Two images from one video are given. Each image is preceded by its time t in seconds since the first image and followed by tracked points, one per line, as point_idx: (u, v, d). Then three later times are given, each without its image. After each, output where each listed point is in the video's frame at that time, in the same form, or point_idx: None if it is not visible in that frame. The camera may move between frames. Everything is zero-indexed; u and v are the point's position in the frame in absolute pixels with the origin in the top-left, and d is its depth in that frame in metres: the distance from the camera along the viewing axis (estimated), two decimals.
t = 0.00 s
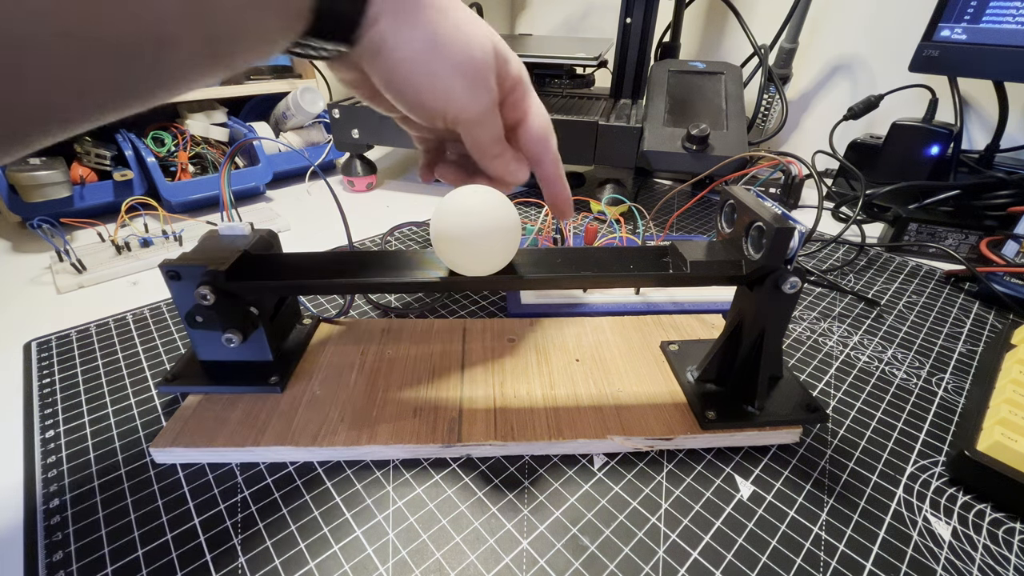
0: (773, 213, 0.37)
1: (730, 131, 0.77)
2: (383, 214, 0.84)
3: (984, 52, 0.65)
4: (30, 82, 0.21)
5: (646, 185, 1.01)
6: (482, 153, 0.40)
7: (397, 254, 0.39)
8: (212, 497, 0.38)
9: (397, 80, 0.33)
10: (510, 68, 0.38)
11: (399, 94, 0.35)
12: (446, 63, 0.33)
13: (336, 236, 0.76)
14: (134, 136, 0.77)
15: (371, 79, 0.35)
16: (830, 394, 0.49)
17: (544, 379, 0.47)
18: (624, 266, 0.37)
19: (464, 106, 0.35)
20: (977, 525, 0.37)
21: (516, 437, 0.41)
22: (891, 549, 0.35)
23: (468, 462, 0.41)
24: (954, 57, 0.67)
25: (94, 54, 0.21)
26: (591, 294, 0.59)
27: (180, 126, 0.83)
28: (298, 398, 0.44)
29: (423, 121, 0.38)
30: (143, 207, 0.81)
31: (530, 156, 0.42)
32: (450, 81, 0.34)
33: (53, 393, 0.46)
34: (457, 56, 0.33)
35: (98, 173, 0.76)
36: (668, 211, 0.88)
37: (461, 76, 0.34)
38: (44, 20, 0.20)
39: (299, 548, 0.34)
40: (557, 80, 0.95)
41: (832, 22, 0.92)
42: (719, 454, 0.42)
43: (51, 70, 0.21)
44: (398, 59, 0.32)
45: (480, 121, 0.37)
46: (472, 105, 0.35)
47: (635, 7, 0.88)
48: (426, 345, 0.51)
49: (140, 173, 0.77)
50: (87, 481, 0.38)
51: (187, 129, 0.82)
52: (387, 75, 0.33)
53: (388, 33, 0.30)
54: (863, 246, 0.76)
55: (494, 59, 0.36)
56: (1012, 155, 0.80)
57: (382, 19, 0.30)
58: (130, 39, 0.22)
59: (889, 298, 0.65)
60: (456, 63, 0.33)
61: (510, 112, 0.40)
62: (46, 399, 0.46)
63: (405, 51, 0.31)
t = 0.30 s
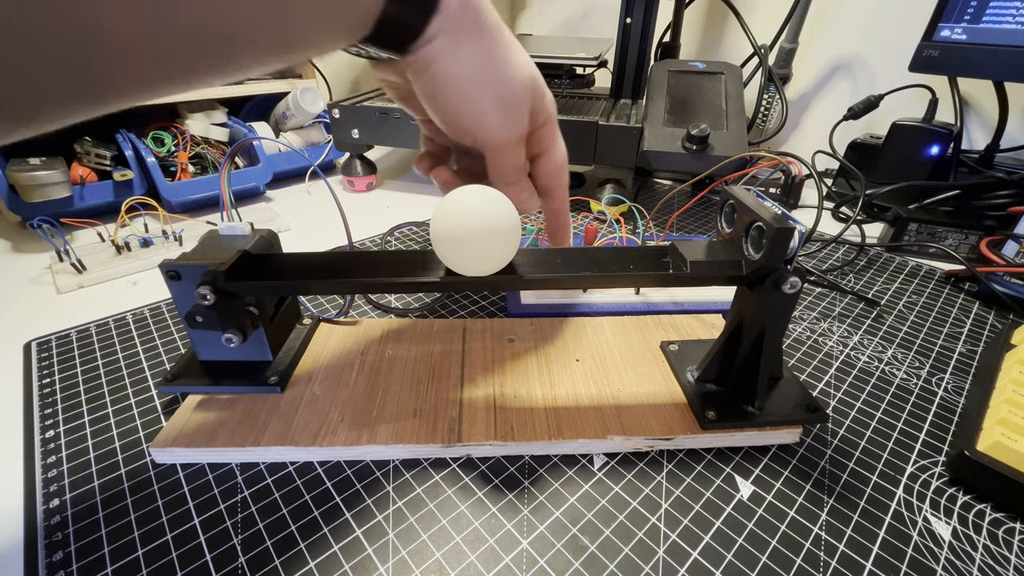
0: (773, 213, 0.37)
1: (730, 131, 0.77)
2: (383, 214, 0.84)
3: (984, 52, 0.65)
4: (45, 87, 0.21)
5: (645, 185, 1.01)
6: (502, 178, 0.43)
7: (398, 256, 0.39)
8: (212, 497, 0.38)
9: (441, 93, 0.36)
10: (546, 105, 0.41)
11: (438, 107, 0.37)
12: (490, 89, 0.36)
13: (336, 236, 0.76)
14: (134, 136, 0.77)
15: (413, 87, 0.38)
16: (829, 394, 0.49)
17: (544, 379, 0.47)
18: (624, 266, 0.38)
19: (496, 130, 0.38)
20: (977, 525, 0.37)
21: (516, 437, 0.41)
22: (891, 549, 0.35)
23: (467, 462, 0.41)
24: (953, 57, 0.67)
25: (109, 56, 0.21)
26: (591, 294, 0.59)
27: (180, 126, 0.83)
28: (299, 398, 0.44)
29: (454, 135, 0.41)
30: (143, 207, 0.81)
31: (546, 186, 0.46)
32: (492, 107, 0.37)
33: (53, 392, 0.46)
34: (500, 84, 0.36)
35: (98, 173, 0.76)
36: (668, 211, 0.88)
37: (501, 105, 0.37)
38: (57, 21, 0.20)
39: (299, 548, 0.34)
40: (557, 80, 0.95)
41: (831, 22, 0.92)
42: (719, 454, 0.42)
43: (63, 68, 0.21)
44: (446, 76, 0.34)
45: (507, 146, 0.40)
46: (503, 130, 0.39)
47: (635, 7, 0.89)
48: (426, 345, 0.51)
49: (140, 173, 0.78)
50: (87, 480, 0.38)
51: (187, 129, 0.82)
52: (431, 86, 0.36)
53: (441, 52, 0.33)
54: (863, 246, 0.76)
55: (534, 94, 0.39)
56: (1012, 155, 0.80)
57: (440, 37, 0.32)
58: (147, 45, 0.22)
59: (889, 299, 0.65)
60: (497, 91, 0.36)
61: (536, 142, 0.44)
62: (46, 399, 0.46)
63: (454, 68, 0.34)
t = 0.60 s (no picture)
0: (773, 213, 0.37)
1: (730, 131, 0.77)
2: (383, 214, 0.84)
3: (984, 52, 0.65)
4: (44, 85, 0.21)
5: (646, 185, 1.00)
6: (520, 195, 0.43)
7: (399, 256, 0.39)
8: (212, 497, 0.38)
9: (458, 108, 0.37)
10: (561, 121, 0.42)
11: (455, 123, 0.39)
12: (505, 103, 0.37)
13: (336, 236, 0.76)
14: (134, 136, 0.77)
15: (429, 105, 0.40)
16: (830, 395, 0.49)
17: (544, 379, 0.47)
18: (624, 266, 0.37)
19: (514, 144, 0.39)
20: (977, 525, 0.37)
21: (516, 437, 0.41)
22: (891, 549, 0.35)
23: (468, 462, 0.41)
24: (953, 57, 0.67)
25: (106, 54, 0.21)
26: (591, 294, 0.59)
27: (180, 125, 0.83)
28: (299, 398, 0.44)
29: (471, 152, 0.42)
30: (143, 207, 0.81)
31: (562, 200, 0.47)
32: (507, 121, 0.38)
33: (53, 393, 0.46)
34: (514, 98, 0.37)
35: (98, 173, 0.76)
36: (668, 211, 0.88)
37: (517, 119, 0.38)
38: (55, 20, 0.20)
39: (299, 548, 0.34)
40: (557, 80, 0.95)
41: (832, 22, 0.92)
42: (719, 454, 0.42)
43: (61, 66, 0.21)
44: (462, 90, 0.36)
45: (526, 159, 0.41)
46: (522, 143, 0.39)
47: (635, 7, 0.88)
48: (426, 345, 0.51)
49: (140, 173, 0.78)
50: (87, 480, 0.38)
51: (187, 129, 0.82)
52: (447, 100, 0.37)
53: (456, 66, 0.35)
54: (863, 246, 0.76)
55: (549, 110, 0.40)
56: (1012, 155, 0.80)
57: (454, 54, 0.35)
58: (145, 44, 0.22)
59: (889, 298, 0.65)
60: (512, 104, 0.37)
61: (551, 157, 0.45)
62: (46, 399, 0.46)
63: (470, 81, 0.36)
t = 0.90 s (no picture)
0: (773, 213, 0.37)
1: (730, 131, 0.77)
2: (382, 214, 0.84)
3: (984, 52, 0.65)
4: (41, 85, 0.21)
5: (646, 185, 1.00)
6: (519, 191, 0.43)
7: (398, 256, 0.39)
8: (212, 497, 0.38)
9: (451, 104, 0.37)
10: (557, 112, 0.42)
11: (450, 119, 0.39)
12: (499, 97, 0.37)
13: (336, 236, 0.76)
14: (134, 136, 0.77)
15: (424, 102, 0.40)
16: (830, 395, 0.49)
17: (544, 379, 0.47)
18: (624, 266, 0.38)
19: (509, 139, 0.39)
20: (978, 525, 0.37)
21: (516, 437, 0.41)
22: (891, 549, 0.35)
23: (468, 462, 0.41)
24: (953, 57, 0.67)
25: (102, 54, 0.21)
26: (591, 294, 0.59)
27: (180, 126, 0.83)
28: (299, 398, 0.44)
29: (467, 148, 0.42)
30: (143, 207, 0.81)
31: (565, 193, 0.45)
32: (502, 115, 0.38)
33: (53, 393, 0.46)
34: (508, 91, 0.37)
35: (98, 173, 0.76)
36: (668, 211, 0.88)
37: (512, 113, 0.38)
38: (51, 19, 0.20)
39: (299, 548, 0.34)
40: (557, 80, 0.95)
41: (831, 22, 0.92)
42: (719, 454, 0.42)
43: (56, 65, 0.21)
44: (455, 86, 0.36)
45: (522, 154, 0.40)
46: (519, 137, 0.39)
47: (635, 7, 0.88)
48: (426, 345, 0.51)
49: (140, 173, 0.78)
50: (86, 480, 0.38)
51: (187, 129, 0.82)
52: (441, 95, 0.37)
53: (447, 62, 0.35)
54: (863, 246, 0.76)
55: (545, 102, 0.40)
56: (1012, 155, 0.80)
57: (444, 51, 0.35)
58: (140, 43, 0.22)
59: (889, 298, 0.65)
60: (507, 98, 0.37)
61: (550, 148, 0.44)
62: (46, 399, 0.46)
63: (462, 76, 0.36)
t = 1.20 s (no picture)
0: (773, 213, 0.37)
1: (730, 131, 0.77)
2: (382, 214, 0.84)
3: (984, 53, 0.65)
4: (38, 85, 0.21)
5: (646, 185, 1.00)
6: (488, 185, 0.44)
7: (398, 256, 0.39)
8: (212, 497, 0.38)
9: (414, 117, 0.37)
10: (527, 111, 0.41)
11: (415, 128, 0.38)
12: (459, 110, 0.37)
13: (336, 237, 0.76)
14: (134, 136, 0.77)
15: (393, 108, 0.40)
16: (830, 394, 0.49)
17: (544, 379, 0.47)
18: (624, 266, 0.38)
19: (474, 146, 0.39)
20: (978, 525, 0.37)
21: (516, 437, 0.41)
22: (891, 549, 0.35)
23: (468, 462, 0.41)
24: (953, 57, 0.67)
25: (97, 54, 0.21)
26: (591, 293, 0.59)
27: (180, 125, 0.83)
28: (299, 398, 0.44)
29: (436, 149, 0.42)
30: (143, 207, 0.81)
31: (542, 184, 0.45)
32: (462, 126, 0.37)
33: (53, 393, 0.46)
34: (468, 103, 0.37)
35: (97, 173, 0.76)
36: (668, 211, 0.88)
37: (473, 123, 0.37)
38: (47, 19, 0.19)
39: (299, 548, 0.34)
40: (557, 80, 0.95)
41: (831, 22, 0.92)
42: (719, 454, 0.42)
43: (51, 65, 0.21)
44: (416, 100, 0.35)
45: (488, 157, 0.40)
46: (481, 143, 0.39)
47: (635, 6, 0.88)
48: (426, 345, 0.51)
49: (140, 174, 0.78)
50: (86, 480, 0.38)
51: (187, 129, 0.82)
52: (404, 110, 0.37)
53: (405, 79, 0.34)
54: (863, 246, 0.76)
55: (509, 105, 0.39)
56: (1012, 155, 0.80)
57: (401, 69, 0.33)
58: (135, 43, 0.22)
59: (889, 298, 0.65)
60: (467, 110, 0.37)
61: (525, 146, 0.44)
62: (46, 399, 0.46)
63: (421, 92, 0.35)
